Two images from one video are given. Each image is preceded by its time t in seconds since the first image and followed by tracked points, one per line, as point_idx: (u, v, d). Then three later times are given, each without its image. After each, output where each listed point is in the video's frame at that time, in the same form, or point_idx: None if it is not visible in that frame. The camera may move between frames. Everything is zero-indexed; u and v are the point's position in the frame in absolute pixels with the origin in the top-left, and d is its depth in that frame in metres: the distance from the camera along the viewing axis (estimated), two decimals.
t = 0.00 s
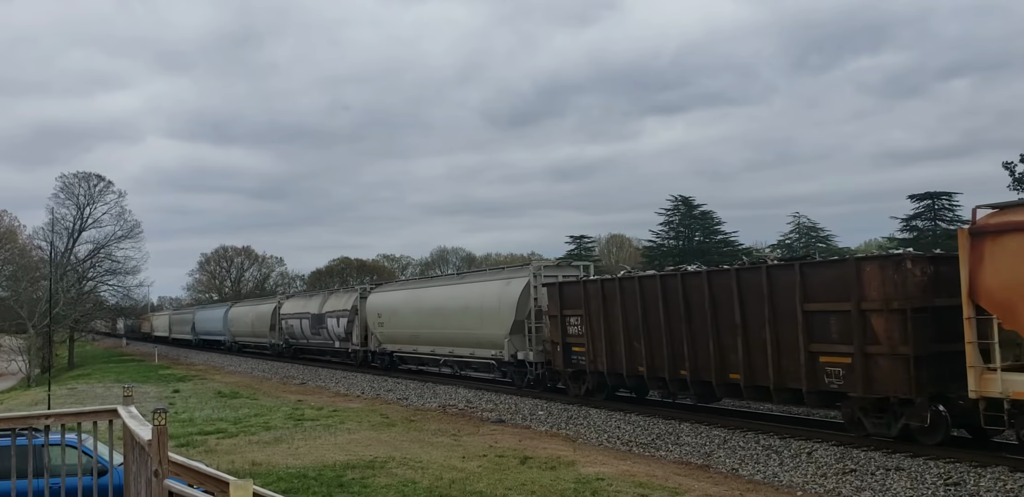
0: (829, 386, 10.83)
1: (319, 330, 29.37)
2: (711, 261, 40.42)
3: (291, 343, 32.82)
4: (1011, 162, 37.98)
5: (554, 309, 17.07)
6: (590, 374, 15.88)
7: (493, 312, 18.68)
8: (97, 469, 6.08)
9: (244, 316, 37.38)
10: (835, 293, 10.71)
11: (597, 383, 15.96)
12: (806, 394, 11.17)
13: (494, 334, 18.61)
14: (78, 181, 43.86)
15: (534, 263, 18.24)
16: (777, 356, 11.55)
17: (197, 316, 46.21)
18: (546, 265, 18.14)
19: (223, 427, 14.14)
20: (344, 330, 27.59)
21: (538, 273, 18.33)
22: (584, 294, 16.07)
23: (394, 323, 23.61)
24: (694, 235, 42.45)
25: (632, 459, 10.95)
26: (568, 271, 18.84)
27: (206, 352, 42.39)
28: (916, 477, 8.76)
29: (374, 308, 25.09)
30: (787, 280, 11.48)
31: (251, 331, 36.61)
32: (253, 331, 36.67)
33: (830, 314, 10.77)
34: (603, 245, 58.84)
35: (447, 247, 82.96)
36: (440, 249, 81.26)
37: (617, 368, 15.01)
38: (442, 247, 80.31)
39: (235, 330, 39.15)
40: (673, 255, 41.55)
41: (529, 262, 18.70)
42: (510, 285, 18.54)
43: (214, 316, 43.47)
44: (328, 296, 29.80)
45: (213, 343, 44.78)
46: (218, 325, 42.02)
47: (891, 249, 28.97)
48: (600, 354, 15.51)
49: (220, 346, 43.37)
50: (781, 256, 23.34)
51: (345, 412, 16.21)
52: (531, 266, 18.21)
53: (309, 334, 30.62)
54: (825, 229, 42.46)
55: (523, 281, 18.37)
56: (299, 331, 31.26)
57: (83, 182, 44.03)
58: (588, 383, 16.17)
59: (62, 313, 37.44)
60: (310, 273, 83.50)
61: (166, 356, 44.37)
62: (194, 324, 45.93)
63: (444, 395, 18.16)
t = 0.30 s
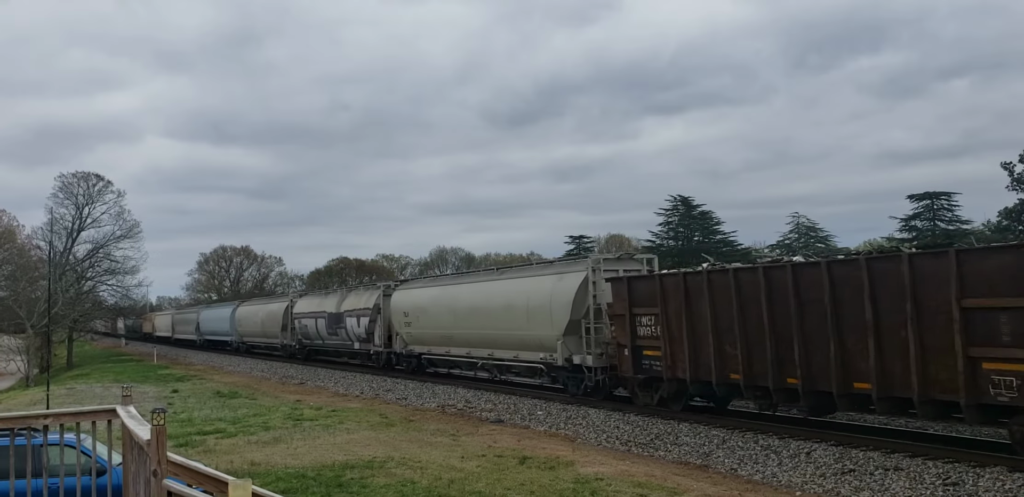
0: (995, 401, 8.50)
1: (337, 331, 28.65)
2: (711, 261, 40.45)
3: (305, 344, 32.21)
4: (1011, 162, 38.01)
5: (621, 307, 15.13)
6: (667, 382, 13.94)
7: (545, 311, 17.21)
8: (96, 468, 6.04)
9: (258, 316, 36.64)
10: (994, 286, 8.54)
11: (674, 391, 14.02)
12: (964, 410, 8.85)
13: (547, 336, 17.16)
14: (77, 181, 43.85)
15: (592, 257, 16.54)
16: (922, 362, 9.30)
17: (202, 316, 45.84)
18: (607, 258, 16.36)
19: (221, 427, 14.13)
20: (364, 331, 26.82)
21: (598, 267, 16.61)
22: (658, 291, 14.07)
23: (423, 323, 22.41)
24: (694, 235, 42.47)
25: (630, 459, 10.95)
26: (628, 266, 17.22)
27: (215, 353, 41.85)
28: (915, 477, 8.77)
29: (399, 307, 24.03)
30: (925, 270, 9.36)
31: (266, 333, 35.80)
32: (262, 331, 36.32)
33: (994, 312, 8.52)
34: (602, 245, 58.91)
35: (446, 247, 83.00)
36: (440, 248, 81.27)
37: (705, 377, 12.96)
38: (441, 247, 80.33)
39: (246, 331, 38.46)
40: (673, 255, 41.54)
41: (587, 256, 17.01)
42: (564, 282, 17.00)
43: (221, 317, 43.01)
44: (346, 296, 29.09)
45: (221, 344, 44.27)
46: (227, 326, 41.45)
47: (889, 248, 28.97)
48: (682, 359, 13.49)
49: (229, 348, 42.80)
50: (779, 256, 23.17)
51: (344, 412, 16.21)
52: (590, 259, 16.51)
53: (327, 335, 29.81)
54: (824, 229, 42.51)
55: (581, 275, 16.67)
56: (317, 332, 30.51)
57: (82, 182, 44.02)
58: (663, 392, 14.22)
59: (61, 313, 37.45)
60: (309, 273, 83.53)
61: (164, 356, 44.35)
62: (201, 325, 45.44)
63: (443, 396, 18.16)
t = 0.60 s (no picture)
0: None
1: (358, 331, 27.48)
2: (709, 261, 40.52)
3: (320, 344, 31.26)
4: (1009, 163, 38.11)
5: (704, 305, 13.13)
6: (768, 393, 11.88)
7: (608, 310, 15.49)
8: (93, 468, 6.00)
9: (272, 316, 35.47)
10: None
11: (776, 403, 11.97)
12: None
13: (613, 339, 15.43)
14: (75, 181, 43.80)
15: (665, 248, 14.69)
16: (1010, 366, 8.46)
17: (208, 316, 45.07)
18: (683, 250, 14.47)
19: (220, 427, 14.15)
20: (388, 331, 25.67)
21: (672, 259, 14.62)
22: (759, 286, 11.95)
23: (459, 323, 21.00)
24: (693, 235, 42.44)
25: (629, 459, 10.97)
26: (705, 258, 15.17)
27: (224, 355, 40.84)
28: (913, 478, 8.80)
29: (430, 307, 22.72)
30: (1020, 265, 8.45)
31: (281, 333, 34.51)
32: (273, 332, 35.60)
33: None
34: (600, 245, 59.03)
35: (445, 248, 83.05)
36: (438, 249, 81.31)
37: (824, 387, 10.83)
38: (440, 247, 80.37)
39: (260, 333, 37.26)
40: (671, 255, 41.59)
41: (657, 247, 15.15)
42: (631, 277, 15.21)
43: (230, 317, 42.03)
44: (367, 294, 27.93)
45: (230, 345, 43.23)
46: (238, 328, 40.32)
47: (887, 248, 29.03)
48: (789, 366, 11.39)
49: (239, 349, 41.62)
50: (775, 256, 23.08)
51: (343, 412, 16.25)
52: (665, 250, 14.55)
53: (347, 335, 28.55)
54: (823, 229, 42.60)
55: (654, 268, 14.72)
56: (336, 332, 29.26)
57: (80, 182, 43.98)
58: (762, 404, 12.16)
59: (59, 313, 37.45)
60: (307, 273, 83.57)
61: (163, 356, 44.32)
62: (208, 326, 44.58)
63: (442, 396, 18.21)
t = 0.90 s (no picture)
0: None
1: (382, 333, 25.79)
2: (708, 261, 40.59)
3: (337, 346, 29.90)
4: (1007, 164, 38.23)
5: (819, 304, 11.03)
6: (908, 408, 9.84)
7: (692, 308, 13.39)
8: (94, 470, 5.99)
9: (288, 316, 33.88)
10: None
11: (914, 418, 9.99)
12: None
13: (698, 342, 13.35)
14: (74, 181, 43.77)
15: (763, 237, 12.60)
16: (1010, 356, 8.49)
17: (217, 318, 43.88)
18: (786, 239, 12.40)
19: (219, 428, 14.17)
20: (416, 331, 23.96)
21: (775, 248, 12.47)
22: (897, 281, 9.85)
23: (502, 323, 19.02)
24: (691, 236, 42.45)
25: (628, 459, 10.99)
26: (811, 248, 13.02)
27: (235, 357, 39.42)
28: (912, 478, 8.81)
29: (466, 306, 20.77)
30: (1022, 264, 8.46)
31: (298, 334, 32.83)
32: (286, 332, 34.38)
33: None
34: (599, 246, 59.12)
35: (444, 248, 83.08)
36: (437, 249, 81.35)
37: (992, 402, 8.71)
38: (439, 248, 80.41)
39: (276, 334, 35.59)
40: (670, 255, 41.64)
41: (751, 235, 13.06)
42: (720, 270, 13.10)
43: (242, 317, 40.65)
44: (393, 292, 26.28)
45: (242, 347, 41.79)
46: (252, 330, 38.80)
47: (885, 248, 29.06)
48: (939, 377, 9.32)
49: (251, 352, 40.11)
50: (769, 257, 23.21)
51: (342, 412, 16.30)
52: (765, 239, 12.44)
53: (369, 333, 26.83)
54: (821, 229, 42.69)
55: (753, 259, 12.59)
56: (358, 333, 27.60)
57: (79, 182, 43.93)
58: (897, 419, 10.22)
59: (58, 314, 37.46)
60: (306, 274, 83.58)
61: (162, 356, 44.31)
62: (218, 327, 43.35)
63: (440, 396, 18.24)
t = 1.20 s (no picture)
0: None
1: (411, 334, 23.86)
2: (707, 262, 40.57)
3: (358, 347, 28.34)
4: (1006, 165, 38.23)
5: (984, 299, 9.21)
6: None
7: (804, 307, 11.41)
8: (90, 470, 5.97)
9: (304, 315, 32.08)
10: None
11: None
12: None
13: (812, 345, 11.37)
14: (73, 181, 43.74)
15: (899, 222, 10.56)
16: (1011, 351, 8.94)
17: (226, 318, 42.42)
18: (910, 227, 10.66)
19: (218, 428, 14.17)
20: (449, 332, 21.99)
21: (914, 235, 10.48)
22: None
23: (556, 323, 17.02)
24: (690, 236, 42.46)
25: (626, 460, 11.01)
26: (950, 235, 11.04)
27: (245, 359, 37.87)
28: (911, 478, 8.82)
29: (510, 304, 18.79)
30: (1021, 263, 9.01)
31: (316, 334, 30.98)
32: (299, 333, 32.80)
33: None
34: (598, 246, 59.15)
35: (443, 248, 83.03)
36: (436, 249, 81.35)
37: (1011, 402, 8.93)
38: (437, 248, 80.37)
39: (292, 335, 33.76)
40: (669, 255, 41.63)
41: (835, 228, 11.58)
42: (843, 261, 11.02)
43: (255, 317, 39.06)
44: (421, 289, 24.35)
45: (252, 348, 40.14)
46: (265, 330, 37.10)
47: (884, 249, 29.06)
48: None
49: (264, 353, 38.39)
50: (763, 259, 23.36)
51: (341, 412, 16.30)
52: (902, 223, 10.45)
53: (394, 331, 24.90)
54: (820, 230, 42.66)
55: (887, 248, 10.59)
56: (383, 334, 25.67)
57: (78, 182, 43.91)
58: None
59: (57, 314, 37.44)
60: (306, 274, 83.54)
61: (161, 356, 44.28)
62: (228, 328, 41.88)
63: (440, 396, 18.26)
